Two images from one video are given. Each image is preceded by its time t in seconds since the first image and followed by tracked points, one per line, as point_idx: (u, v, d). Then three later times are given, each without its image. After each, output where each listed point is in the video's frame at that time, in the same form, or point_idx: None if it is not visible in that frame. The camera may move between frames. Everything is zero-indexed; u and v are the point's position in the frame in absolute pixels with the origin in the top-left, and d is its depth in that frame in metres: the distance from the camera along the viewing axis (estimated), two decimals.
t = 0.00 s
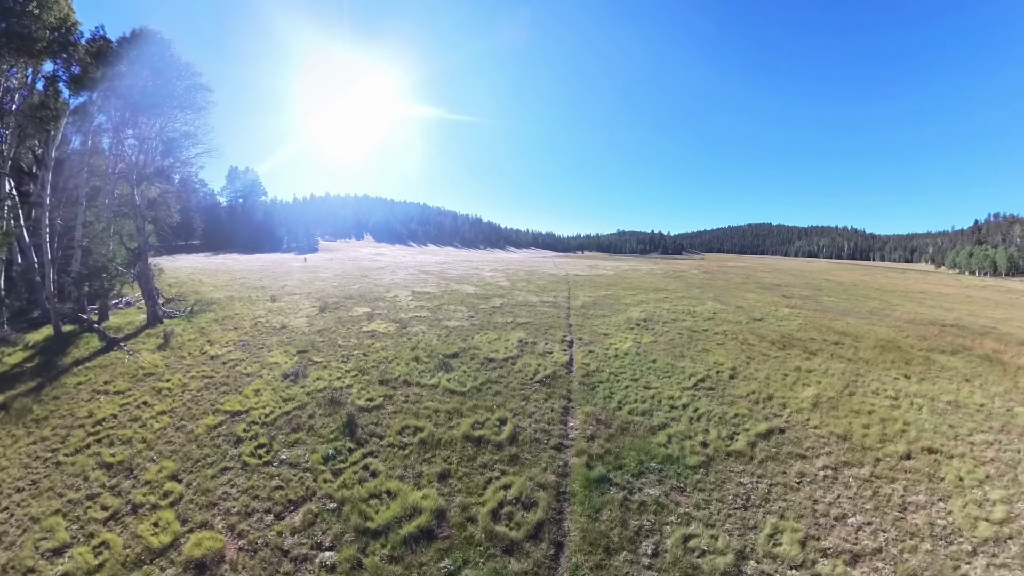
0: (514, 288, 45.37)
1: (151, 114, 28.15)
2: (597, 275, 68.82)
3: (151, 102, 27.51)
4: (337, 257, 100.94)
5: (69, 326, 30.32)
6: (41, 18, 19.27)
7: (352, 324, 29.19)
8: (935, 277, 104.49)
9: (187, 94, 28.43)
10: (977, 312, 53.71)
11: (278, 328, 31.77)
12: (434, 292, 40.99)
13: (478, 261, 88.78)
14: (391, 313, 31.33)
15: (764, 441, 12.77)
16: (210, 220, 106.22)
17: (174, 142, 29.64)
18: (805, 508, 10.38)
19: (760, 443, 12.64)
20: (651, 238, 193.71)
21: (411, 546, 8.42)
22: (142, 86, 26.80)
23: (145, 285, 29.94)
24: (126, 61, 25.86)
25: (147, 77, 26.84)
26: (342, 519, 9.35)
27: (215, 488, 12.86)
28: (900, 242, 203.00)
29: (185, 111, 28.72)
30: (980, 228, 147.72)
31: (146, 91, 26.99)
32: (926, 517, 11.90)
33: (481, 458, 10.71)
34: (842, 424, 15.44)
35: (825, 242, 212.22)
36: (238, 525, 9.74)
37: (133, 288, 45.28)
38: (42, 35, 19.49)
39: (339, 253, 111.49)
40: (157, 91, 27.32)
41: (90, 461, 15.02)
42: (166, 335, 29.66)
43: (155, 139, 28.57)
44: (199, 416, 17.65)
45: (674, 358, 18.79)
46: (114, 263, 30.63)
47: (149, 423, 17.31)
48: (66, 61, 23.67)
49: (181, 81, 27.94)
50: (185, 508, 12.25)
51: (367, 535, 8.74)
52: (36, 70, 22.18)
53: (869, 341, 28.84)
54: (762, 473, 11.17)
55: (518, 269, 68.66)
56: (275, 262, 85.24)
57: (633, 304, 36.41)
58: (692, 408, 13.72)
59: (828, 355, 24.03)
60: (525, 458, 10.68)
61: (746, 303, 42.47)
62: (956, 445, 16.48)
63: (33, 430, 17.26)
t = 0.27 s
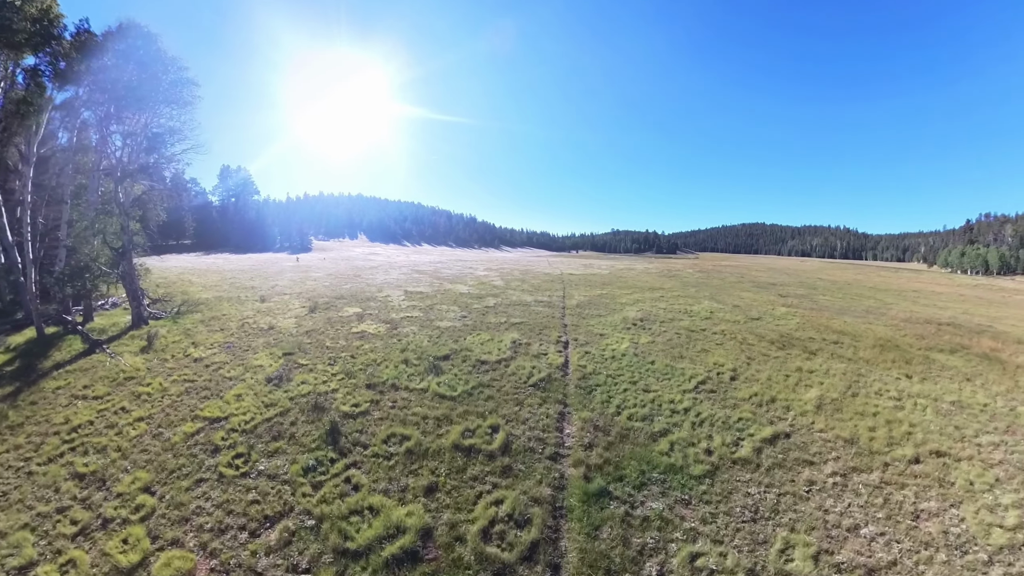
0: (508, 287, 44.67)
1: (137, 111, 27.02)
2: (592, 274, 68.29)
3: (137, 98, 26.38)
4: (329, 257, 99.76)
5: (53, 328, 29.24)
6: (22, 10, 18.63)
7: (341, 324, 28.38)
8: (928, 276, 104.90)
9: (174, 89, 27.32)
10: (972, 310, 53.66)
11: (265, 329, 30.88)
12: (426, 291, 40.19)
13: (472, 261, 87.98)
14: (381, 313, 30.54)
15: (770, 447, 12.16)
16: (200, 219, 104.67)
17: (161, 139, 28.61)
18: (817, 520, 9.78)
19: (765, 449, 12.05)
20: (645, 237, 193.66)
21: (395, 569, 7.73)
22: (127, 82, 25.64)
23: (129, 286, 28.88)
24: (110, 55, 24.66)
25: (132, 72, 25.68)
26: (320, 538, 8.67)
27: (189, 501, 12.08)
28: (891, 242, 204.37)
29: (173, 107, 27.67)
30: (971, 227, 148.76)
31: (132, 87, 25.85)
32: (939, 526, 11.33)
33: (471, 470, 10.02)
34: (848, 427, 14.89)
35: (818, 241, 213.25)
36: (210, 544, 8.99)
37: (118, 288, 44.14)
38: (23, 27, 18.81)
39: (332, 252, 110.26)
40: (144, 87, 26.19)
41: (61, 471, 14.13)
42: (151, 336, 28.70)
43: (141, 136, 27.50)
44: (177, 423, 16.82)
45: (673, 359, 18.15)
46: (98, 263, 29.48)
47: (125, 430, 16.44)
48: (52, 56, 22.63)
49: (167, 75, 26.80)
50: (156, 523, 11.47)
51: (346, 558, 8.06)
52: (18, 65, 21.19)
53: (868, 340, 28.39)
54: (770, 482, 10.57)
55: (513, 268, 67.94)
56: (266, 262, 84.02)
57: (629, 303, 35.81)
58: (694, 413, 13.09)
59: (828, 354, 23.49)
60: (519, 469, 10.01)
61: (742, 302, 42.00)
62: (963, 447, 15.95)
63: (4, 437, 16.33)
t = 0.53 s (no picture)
0: (502, 287, 44.00)
1: (122, 108, 25.83)
2: (587, 273, 67.74)
3: (124, 96, 25.17)
4: (322, 257, 98.63)
5: (36, 332, 28.23)
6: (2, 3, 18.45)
7: (330, 326, 27.62)
8: (921, 275, 105.35)
9: (162, 86, 26.14)
10: (966, 309, 53.57)
11: (252, 332, 30.04)
12: (418, 291, 39.42)
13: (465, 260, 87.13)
14: (372, 314, 29.78)
15: (775, 457, 11.65)
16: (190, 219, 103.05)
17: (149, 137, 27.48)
18: (827, 535, 9.25)
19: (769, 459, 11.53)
20: (640, 236, 193.61)
21: None
22: (113, 78, 24.44)
23: (114, 289, 27.93)
24: (95, 50, 23.44)
25: (118, 67, 24.47)
26: (297, 562, 8.04)
27: (162, 518, 11.37)
28: (884, 241, 205.60)
29: (160, 104, 26.49)
30: (962, 226, 149.73)
31: (118, 84, 24.65)
32: (951, 537, 10.83)
33: (460, 485, 9.42)
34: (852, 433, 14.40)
35: (811, 240, 214.16)
36: (180, 568, 8.30)
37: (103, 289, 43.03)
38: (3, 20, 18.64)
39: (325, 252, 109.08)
40: (130, 84, 24.97)
41: (34, 484, 13.22)
42: (134, 340, 27.78)
43: (128, 134, 26.42)
44: (156, 433, 16.04)
45: (672, 361, 17.55)
46: (81, 264, 28.35)
47: (101, 439, 15.58)
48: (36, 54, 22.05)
49: (155, 71, 25.59)
50: (127, 543, 10.73)
51: None
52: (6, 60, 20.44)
53: (867, 340, 27.99)
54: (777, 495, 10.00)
55: (507, 268, 67.25)
56: (257, 262, 82.82)
57: (624, 303, 35.26)
58: (695, 420, 12.53)
59: (829, 355, 23.01)
60: (511, 484, 9.41)
61: (738, 302, 41.57)
62: (970, 452, 15.50)
63: None
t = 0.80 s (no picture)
0: (496, 287, 43.38)
1: (112, 105, 25.22)
2: (581, 273, 67.25)
3: (112, 91, 24.51)
4: (314, 256, 97.53)
5: (19, 334, 27.26)
6: None
7: (319, 327, 26.89)
8: (913, 274, 105.82)
9: (149, 82, 25.42)
10: (961, 308, 53.57)
11: (240, 334, 29.27)
12: (411, 291, 38.73)
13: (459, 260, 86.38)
14: (362, 314, 29.07)
15: (778, 465, 11.19)
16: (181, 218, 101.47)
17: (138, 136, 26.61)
18: (837, 548, 8.75)
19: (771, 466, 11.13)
20: (635, 236, 193.57)
21: None
22: (103, 75, 23.87)
23: (99, 290, 26.99)
24: (84, 47, 22.86)
25: (107, 64, 23.87)
26: None
27: (135, 534, 10.68)
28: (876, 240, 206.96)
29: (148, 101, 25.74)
30: (954, 226, 150.83)
31: (107, 81, 24.09)
32: (964, 546, 10.37)
33: (449, 500, 8.86)
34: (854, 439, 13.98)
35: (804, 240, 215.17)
36: None
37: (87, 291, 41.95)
38: None
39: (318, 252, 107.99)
40: (119, 79, 24.32)
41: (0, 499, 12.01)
42: (118, 343, 26.90)
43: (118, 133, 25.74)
44: (134, 441, 15.28)
45: (671, 362, 16.99)
46: (64, 264, 26.68)
47: (77, 448, 14.69)
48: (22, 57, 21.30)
49: (143, 66, 24.89)
50: (96, 561, 10.03)
51: None
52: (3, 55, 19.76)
53: (865, 340, 27.64)
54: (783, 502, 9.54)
55: (501, 267, 66.64)
56: (249, 262, 81.74)
57: (620, 303, 34.75)
58: (696, 425, 12.02)
59: (828, 355, 22.59)
60: (504, 498, 8.85)
61: (734, 301, 41.17)
62: (975, 455, 15.09)
63: None
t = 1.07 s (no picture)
0: (490, 287, 42.79)
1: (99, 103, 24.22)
2: (576, 272, 66.79)
3: (96, 88, 23.53)
4: (307, 256, 96.41)
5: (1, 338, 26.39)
6: None
7: (308, 329, 26.20)
8: (906, 273, 106.30)
9: (134, 78, 24.45)
10: (955, 308, 53.60)
11: (226, 337, 28.52)
12: (402, 292, 38.06)
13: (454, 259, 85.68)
14: (352, 315, 28.39)
15: (782, 476, 10.74)
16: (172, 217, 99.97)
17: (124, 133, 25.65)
18: (848, 566, 8.29)
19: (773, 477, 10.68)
20: (630, 236, 193.52)
21: None
22: (90, 71, 22.93)
23: (83, 293, 26.14)
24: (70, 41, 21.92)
25: (93, 59, 22.88)
26: None
27: (107, 554, 10.03)
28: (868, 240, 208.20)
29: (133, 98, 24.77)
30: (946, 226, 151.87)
31: (94, 76, 23.13)
32: (976, 558, 9.94)
33: (437, 521, 8.35)
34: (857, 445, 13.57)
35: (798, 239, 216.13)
36: None
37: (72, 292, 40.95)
38: None
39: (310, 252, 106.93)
40: (102, 75, 23.32)
41: None
42: (101, 346, 26.07)
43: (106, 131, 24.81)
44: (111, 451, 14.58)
45: (669, 365, 16.46)
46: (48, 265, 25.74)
47: (53, 459, 13.86)
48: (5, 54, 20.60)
49: (128, 62, 23.91)
50: None
51: None
52: None
53: (864, 340, 27.32)
54: (790, 516, 9.08)
55: (495, 267, 66.04)
56: (240, 262, 80.61)
57: (616, 303, 34.27)
58: (696, 434, 11.53)
59: (828, 356, 22.18)
60: (495, 518, 8.34)
61: (730, 301, 40.82)
62: (981, 460, 14.70)
63: None
